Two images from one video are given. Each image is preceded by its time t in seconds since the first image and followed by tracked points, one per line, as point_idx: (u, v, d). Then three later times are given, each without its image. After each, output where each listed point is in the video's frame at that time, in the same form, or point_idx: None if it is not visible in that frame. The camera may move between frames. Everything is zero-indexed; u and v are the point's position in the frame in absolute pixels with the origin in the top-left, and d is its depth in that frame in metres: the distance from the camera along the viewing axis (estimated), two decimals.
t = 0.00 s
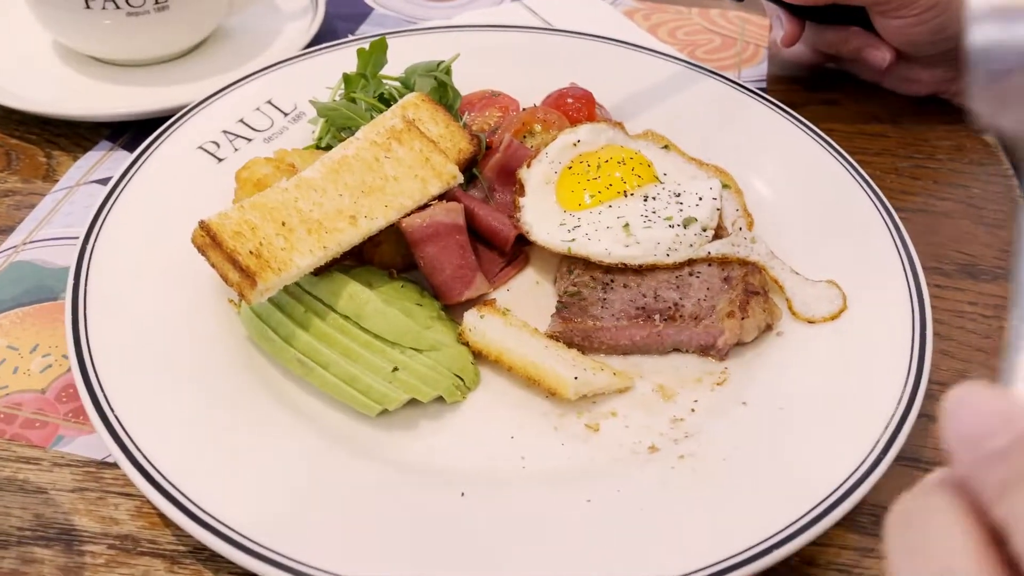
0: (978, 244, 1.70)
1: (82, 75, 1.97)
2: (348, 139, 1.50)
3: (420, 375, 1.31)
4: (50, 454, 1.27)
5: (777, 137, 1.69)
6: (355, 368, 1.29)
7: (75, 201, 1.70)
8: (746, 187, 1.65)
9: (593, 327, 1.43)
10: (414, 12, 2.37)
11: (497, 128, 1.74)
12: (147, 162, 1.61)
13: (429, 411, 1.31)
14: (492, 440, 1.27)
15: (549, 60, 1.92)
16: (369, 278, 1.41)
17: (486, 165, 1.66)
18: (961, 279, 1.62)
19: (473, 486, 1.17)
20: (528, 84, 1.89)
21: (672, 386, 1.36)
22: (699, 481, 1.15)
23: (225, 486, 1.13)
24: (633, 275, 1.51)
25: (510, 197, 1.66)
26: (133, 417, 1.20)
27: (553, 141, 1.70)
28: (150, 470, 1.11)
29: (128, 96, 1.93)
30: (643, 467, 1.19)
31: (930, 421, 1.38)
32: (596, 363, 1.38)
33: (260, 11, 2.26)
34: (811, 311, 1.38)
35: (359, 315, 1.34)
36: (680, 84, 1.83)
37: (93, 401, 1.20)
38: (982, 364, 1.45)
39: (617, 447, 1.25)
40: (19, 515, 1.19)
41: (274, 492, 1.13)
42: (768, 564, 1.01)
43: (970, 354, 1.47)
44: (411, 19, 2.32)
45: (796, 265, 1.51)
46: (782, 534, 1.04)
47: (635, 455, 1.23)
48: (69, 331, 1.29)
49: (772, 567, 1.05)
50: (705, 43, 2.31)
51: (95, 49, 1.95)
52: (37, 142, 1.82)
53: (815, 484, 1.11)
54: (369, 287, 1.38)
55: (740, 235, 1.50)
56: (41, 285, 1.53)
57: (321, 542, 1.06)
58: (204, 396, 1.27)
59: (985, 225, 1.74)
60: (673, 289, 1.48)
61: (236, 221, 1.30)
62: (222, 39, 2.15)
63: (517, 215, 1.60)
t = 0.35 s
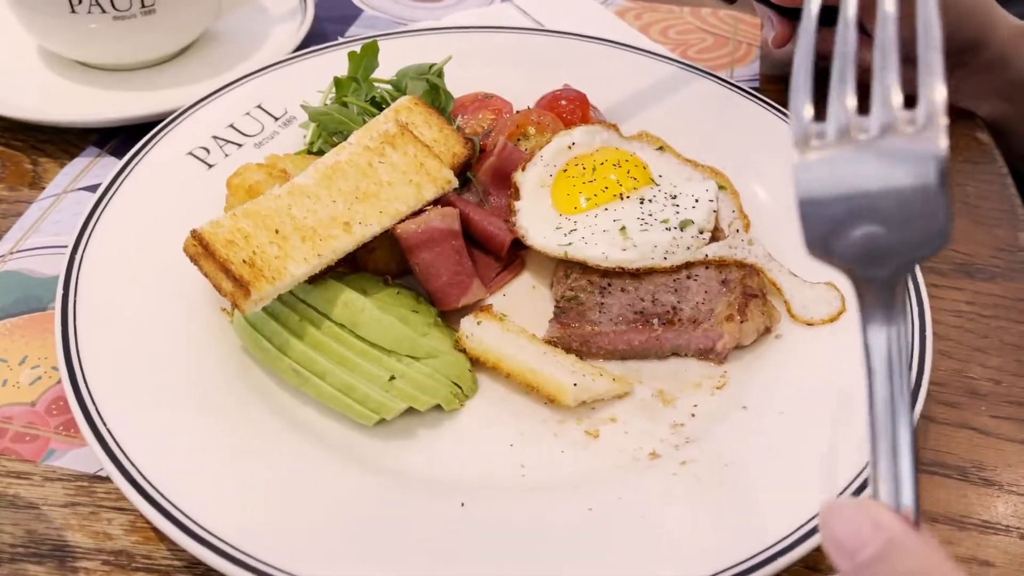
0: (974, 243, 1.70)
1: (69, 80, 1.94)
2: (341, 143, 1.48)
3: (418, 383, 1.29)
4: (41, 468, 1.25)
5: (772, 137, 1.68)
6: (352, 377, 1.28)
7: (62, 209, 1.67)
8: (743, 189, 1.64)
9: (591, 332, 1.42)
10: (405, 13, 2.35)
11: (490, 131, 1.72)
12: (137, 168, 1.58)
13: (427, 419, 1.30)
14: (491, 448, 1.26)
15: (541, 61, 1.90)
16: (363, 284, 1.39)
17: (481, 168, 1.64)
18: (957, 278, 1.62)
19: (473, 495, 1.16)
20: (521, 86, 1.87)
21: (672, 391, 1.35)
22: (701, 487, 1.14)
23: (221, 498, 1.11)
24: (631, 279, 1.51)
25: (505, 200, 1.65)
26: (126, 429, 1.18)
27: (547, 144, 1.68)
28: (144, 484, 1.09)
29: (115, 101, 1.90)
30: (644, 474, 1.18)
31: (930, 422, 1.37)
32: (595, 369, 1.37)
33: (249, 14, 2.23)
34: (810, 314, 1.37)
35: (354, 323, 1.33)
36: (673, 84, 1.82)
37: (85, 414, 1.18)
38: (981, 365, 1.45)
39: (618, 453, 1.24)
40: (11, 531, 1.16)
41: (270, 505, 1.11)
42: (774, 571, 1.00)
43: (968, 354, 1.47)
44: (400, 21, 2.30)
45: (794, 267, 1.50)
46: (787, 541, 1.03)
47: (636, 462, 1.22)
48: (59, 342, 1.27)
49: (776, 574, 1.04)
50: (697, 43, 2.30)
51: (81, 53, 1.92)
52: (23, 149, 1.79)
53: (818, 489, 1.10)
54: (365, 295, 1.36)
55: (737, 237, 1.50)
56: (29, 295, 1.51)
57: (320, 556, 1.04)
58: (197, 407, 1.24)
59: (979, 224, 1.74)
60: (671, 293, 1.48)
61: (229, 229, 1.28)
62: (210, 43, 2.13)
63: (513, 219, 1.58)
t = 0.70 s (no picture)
0: (973, 239, 1.71)
1: (64, 85, 1.92)
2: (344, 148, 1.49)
3: (426, 388, 1.30)
4: (49, 479, 1.24)
5: (773, 135, 1.69)
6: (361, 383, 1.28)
7: (61, 216, 1.66)
8: (745, 190, 1.65)
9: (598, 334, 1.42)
10: (401, 14, 2.34)
11: (491, 133, 1.72)
12: (137, 174, 1.57)
13: (435, 424, 1.31)
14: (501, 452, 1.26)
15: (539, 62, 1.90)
16: (369, 289, 1.39)
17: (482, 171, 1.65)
18: (957, 275, 1.64)
19: (484, 500, 1.16)
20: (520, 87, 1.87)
21: (679, 392, 1.36)
22: (712, 489, 1.14)
23: (231, 505, 1.11)
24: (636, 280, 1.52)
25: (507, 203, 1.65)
26: (134, 438, 1.17)
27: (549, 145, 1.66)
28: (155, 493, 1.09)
29: (111, 106, 1.88)
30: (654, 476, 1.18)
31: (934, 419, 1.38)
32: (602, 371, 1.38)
33: (244, 16, 2.22)
34: (814, 312, 1.39)
35: (362, 329, 1.33)
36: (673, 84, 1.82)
37: (93, 423, 1.17)
38: (982, 360, 1.46)
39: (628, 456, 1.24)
40: (20, 543, 1.16)
41: (282, 513, 1.11)
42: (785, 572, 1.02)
43: (970, 350, 1.48)
44: (396, 22, 2.29)
45: (798, 265, 1.52)
46: (798, 542, 1.05)
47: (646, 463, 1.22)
48: (64, 351, 1.26)
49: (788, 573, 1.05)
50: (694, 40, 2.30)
51: (76, 58, 1.90)
52: (19, 156, 1.77)
53: (827, 490, 1.11)
54: (371, 300, 1.37)
55: (740, 237, 1.52)
56: (30, 303, 1.50)
57: (334, 564, 1.04)
58: (204, 416, 1.24)
59: (977, 220, 1.75)
60: (676, 293, 1.50)
61: (235, 236, 1.29)
62: (206, 46, 2.11)
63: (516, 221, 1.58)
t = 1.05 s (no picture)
0: (977, 234, 1.69)
1: (46, 86, 1.87)
2: (338, 149, 1.45)
3: (428, 397, 1.28)
4: (41, 496, 1.20)
5: (775, 132, 1.66)
6: (360, 393, 1.27)
7: (47, 222, 1.61)
8: (749, 187, 1.62)
9: (603, 337, 1.41)
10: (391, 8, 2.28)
11: (488, 131, 1.68)
12: (125, 179, 1.53)
13: (438, 434, 1.28)
14: (506, 462, 1.22)
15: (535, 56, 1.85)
16: (368, 295, 1.37)
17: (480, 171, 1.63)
18: (962, 271, 1.61)
19: (493, 512, 1.13)
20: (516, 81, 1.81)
21: (687, 396, 1.34)
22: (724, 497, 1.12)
23: (230, 522, 1.08)
24: (641, 282, 1.49)
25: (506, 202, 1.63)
26: (128, 454, 1.13)
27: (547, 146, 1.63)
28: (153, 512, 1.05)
29: (96, 107, 1.83)
30: (664, 484, 1.16)
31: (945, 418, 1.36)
32: (609, 376, 1.36)
33: (231, 13, 2.17)
34: (823, 312, 1.36)
35: (361, 337, 1.31)
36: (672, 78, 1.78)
37: (85, 439, 1.13)
38: (991, 357, 1.44)
39: (635, 462, 1.22)
40: (12, 564, 1.12)
41: (284, 531, 1.08)
42: None
43: (979, 348, 1.46)
44: (386, 17, 2.23)
45: (805, 264, 1.49)
46: (813, 551, 1.03)
47: (655, 471, 1.19)
48: (54, 363, 1.22)
49: None
50: (691, 33, 2.27)
51: (59, 57, 1.85)
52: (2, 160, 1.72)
53: (842, 497, 1.09)
54: (369, 306, 1.34)
55: (746, 236, 1.50)
56: (16, 314, 1.45)
57: None
58: (200, 428, 1.20)
59: (982, 214, 1.73)
60: (682, 294, 1.47)
61: (229, 243, 1.25)
62: (192, 44, 2.06)
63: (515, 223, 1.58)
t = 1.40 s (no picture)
0: (974, 225, 1.68)
1: (28, 85, 1.82)
2: (328, 148, 1.43)
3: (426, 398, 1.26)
4: (30, 507, 1.18)
5: (770, 124, 1.65)
6: (358, 397, 1.24)
7: (31, 224, 1.57)
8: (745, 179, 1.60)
9: (602, 336, 1.39)
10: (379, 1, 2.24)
11: (480, 126, 1.64)
12: (111, 180, 1.49)
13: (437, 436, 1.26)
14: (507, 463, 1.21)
15: (527, 50, 1.82)
16: (362, 295, 1.35)
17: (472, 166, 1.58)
18: (960, 262, 1.61)
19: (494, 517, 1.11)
20: (508, 77, 1.79)
21: (687, 394, 1.33)
22: (728, 497, 1.11)
23: (224, 530, 1.05)
24: (638, 279, 1.48)
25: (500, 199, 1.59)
26: (120, 462, 1.11)
27: (540, 141, 1.64)
28: (146, 521, 1.03)
29: (80, 106, 1.79)
30: (666, 484, 1.14)
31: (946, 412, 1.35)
32: (609, 374, 1.33)
33: (215, 7, 2.13)
34: (823, 307, 1.35)
35: (357, 338, 1.29)
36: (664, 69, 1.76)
37: (75, 448, 1.11)
38: (991, 350, 1.43)
39: (637, 462, 1.20)
40: None
41: (281, 540, 1.06)
42: None
43: (978, 340, 1.45)
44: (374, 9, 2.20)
45: (805, 259, 1.48)
46: (820, 550, 1.01)
47: (657, 471, 1.18)
48: (41, 370, 1.19)
49: None
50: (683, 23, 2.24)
51: (40, 55, 1.81)
52: None
53: (846, 496, 1.08)
54: (364, 307, 1.32)
55: (744, 230, 1.49)
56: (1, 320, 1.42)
57: None
58: (192, 434, 1.18)
59: (978, 204, 1.72)
60: (680, 291, 1.45)
61: (220, 246, 1.23)
62: (176, 40, 2.02)
63: (511, 219, 1.54)
